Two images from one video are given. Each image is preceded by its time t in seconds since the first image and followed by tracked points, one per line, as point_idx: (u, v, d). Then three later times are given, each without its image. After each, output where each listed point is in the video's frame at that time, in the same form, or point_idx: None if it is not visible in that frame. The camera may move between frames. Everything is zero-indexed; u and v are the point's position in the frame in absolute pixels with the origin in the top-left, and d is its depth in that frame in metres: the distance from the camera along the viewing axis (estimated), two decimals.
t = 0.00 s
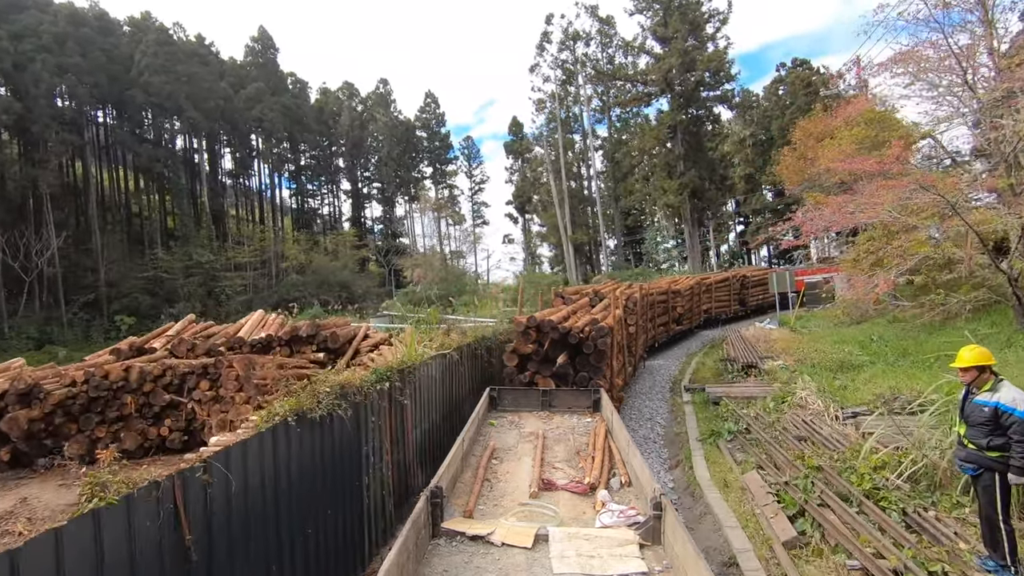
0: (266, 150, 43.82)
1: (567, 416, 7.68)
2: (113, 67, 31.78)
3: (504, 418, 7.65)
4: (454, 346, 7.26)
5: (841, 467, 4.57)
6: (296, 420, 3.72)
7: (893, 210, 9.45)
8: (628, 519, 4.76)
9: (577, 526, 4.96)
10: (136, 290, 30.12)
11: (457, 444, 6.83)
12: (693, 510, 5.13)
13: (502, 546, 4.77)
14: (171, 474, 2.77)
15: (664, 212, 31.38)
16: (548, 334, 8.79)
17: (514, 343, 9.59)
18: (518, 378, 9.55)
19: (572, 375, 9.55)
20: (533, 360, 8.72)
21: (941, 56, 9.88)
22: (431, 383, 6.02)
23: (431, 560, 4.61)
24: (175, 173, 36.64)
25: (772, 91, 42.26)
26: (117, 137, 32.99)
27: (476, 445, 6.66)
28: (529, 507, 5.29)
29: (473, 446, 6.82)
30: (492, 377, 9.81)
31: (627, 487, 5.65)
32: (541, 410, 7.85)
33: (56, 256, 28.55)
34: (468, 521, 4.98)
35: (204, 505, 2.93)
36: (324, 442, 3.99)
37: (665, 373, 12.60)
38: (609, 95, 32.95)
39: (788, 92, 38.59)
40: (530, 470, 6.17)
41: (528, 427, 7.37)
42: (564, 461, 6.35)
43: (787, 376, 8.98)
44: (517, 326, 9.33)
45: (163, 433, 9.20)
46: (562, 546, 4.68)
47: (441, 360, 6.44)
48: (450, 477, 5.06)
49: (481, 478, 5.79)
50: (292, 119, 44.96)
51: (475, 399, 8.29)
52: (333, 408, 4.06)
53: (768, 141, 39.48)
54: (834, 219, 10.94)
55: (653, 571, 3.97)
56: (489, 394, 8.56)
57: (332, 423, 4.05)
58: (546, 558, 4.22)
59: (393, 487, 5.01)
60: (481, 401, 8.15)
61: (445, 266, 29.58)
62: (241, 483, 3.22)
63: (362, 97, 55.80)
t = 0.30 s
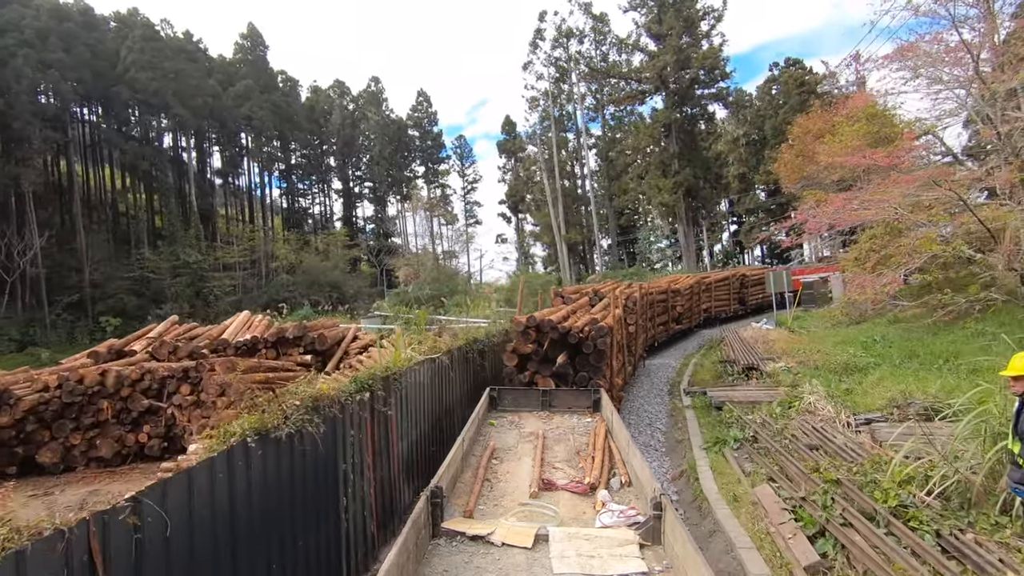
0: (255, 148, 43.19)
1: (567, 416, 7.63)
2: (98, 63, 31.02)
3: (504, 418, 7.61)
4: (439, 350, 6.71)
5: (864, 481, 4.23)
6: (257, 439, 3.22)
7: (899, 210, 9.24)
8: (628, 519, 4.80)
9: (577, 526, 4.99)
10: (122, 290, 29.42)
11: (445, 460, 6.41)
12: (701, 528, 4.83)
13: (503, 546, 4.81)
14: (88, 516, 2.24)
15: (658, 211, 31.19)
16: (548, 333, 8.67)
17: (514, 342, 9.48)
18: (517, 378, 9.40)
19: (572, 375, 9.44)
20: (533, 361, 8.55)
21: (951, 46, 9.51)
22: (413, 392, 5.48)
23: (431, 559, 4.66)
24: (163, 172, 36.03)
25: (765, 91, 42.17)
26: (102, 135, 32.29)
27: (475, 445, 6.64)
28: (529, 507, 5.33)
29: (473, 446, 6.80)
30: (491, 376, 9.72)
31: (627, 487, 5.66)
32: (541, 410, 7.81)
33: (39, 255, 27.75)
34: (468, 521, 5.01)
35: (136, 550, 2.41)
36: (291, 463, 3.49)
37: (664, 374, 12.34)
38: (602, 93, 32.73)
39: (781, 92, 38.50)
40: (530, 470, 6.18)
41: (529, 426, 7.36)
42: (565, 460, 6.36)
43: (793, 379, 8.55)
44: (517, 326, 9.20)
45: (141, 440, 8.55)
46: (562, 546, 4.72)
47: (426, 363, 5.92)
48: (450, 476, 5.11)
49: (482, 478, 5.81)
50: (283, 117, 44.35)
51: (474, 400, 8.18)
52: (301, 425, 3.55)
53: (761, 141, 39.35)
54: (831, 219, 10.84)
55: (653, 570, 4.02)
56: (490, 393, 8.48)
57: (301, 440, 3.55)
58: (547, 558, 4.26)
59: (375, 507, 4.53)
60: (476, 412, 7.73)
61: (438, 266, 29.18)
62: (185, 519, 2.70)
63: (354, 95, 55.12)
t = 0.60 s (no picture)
0: (244, 146, 42.51)
1: (568, 416, 7.46)
2: (82, 58, 30.22)
3: (504, 418, 7.42)
4: (425, 355, 6.22)
5: (888, 497, 3.90)
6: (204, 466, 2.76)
7: (904, 206, 8.98)
8: (627, 518, 4.66)
9: (577, 526, 4.86)
10: (107, 290, 28.68)
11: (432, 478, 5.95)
12: (712, 550, 4.49)
13: (502, 546, 4.69)
14: None
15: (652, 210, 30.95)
16: (549, 333, 8.45)
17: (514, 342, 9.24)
18: (517, 379, 9.18)
19: (571, 375, 9.24)
20: (532, 361, 8.29)
21: (961, 36, 9.34)
22: (397, 401, 5.03)
23: (431, 560, 4.54)
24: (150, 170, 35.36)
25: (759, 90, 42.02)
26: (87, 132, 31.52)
27: (475, 445, 6.47)
28: (530, 507, 5.20)
29: (472, 446, 6.61)
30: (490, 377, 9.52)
31: (627, 487, 5.52)
32: (541, 410, 7.65)
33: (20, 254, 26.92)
34: (468, 520, 4.92)
35: None
36: (246, 491, 3.03)
37: (663, 375, 12.01)
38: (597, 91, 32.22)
39: (774, 91, 38.37)
40: (530, 470, 6.04)
41: (529, 426, 7.20)
42: (565, 460, 6.23)
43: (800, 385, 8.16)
44: (517, 325, 8.97)
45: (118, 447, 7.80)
46: (562, 546, 4.60)
47: (411, 370, 5.46)
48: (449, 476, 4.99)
49: (482, 478, 5.66)
50: (272, 114, 43.70)
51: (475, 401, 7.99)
52: (261, 447, 3.09)
53: (756, 140, 39.17)
54: (833, 217, 10.59)
55: (654, 570, 3.91)
56: (490, 392, 8.27)
57: (258, 463, 3.09)
58: (547, 558, 4.15)
59: (356, 533, 4.07)
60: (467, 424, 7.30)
61: (430, 267, 28.69)
62: (106, 574, 2.21)
63: (345, 94, 54.48)
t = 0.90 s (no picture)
0: (234, 144, 41.79)
1: (567, 416, 7.37)
2: (67, 54, 29.32)
3: (504, 418, 7.32)
4: (410, 360, 5.74)
5: (919, 517, 3.55)
6: (129, 504, 2.22)
7: (913, 206, 8.70)
8: (627, 518, 4.60)
9: (577, 526, 4.78)
10: (92, 290, 27.79)
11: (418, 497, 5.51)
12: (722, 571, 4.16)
13: (502, 546, 4.63)
14: None
15: (647, 209, 30.71)
16: (549, 332, 8.39)
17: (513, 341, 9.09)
18: (516, 378, 9.04)
19: (570, 375, 9.18)
20: (532, 360, 8.15)
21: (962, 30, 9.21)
22: (378, 410, 4.54)
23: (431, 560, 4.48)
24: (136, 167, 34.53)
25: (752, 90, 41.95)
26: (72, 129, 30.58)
27: (475, 446, 6.35)
28: (530, 507, 5.10)
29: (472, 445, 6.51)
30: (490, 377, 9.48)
31: (628, 487, 5.44)
32: (541, 410, 7.56)
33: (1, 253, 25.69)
34: (468, 520, 4.85)
35: None
36: (189, 530, 2.50)
37: (662, 376, 11.77)
38: (590, 89, 32.39)
39: (767, 91, 38.24)
40: (530, 470, 5.96)
41: (529, 425, 7.11)
42: (565, 460, 6.13)
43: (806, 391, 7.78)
44: (516, 324, 8.89)
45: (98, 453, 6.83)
46: (562, 546, 4.54)
47: (392, 375, 4.96)
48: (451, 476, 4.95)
49: (482, 477, 5.58)
50: (262, 112, 43.05)
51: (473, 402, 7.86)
52: (210, 477, 2.59)
53: (750, 140, 39.05)
54: (835, 216, 10.37)
55: (653, 569, 3.87)
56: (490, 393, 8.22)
57: (203, 495, 2.57)
58: (547, 557, 4.09)
59: (332, 562, 3.59)
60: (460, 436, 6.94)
61: (422, 266, 28.26)
62: None
63: (337, 91, 53.82)
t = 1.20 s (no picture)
0: (223, 141, 41.01)
1: (567, 416, 7.32)
2: (50, 48, 28.32)
3: (504, 418, 7.28)
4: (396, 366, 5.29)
5: (955, 542, 3.26)
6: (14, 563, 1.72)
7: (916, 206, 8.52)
8: (627, 518, 4.60)
9: (577, 526, 4.80)
10: (76, 290, 26.80)
11: (404, 517, 5.06)
12: None
13: (502, 546, 4.64)
14: None
15: (641, 209, 30.45)
16: (549, 332, 8.25)
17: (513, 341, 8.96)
18: (516, 378, 8.92)
19: (570, 375, 9.06)
20: (531, 359, 8.07)
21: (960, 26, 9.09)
22: (359, 424, 4.10)
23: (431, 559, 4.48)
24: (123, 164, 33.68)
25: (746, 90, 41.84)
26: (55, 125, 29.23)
27: (475, 446, 6.29)
28: (529, 507, 5.11)
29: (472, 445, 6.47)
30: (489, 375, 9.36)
31: (628, 487, 5.44)
32: (541, 410, 7.50)
33: None
34: (468, 520, 4.85)
35: None
36: None
37: (660, 378, 11.45)
38: (584, 87, 32.12)
39: (761, 91, 38.01)
40: (530, 470, 5.94)
41: (529, 425, 7.04)
42: (565, 459, 6.11)
43: (812, 396, 7.55)
44: (516, 323, 8.76)
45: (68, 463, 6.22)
46: (562, 545, 4.55)
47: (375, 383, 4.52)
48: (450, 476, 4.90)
49: (482, 477, 5.56)
50: (252, 109, 42.37)
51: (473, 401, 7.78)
52: (139, 519, 2.10)
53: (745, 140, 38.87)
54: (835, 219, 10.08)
55: (653, 569, 3.89)
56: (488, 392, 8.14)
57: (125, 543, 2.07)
58: (547, 557, 4.11)
59: None
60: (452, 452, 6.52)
61: (414, 266, 27.80)
62: None
63: (328, 89, 53.09)
